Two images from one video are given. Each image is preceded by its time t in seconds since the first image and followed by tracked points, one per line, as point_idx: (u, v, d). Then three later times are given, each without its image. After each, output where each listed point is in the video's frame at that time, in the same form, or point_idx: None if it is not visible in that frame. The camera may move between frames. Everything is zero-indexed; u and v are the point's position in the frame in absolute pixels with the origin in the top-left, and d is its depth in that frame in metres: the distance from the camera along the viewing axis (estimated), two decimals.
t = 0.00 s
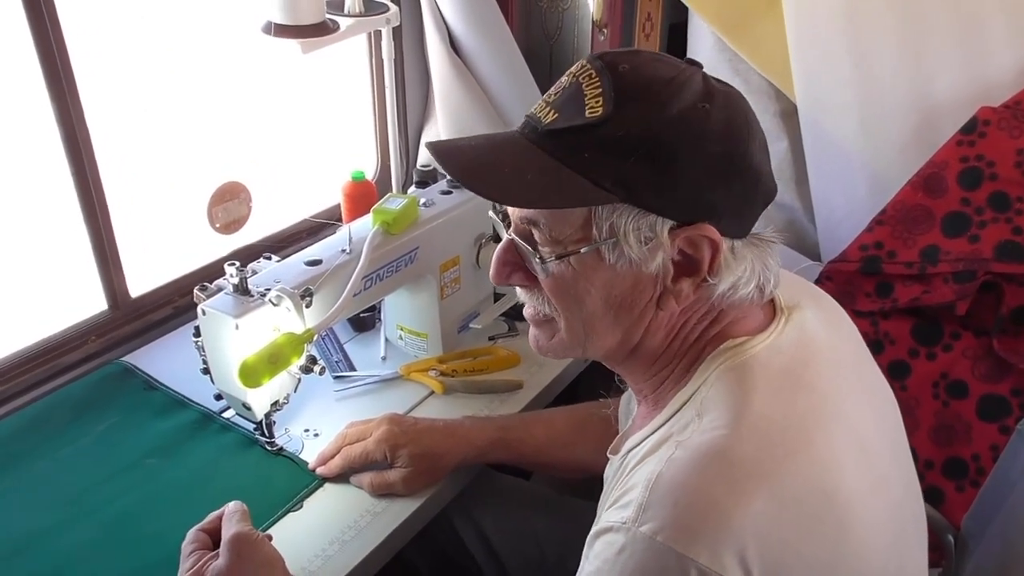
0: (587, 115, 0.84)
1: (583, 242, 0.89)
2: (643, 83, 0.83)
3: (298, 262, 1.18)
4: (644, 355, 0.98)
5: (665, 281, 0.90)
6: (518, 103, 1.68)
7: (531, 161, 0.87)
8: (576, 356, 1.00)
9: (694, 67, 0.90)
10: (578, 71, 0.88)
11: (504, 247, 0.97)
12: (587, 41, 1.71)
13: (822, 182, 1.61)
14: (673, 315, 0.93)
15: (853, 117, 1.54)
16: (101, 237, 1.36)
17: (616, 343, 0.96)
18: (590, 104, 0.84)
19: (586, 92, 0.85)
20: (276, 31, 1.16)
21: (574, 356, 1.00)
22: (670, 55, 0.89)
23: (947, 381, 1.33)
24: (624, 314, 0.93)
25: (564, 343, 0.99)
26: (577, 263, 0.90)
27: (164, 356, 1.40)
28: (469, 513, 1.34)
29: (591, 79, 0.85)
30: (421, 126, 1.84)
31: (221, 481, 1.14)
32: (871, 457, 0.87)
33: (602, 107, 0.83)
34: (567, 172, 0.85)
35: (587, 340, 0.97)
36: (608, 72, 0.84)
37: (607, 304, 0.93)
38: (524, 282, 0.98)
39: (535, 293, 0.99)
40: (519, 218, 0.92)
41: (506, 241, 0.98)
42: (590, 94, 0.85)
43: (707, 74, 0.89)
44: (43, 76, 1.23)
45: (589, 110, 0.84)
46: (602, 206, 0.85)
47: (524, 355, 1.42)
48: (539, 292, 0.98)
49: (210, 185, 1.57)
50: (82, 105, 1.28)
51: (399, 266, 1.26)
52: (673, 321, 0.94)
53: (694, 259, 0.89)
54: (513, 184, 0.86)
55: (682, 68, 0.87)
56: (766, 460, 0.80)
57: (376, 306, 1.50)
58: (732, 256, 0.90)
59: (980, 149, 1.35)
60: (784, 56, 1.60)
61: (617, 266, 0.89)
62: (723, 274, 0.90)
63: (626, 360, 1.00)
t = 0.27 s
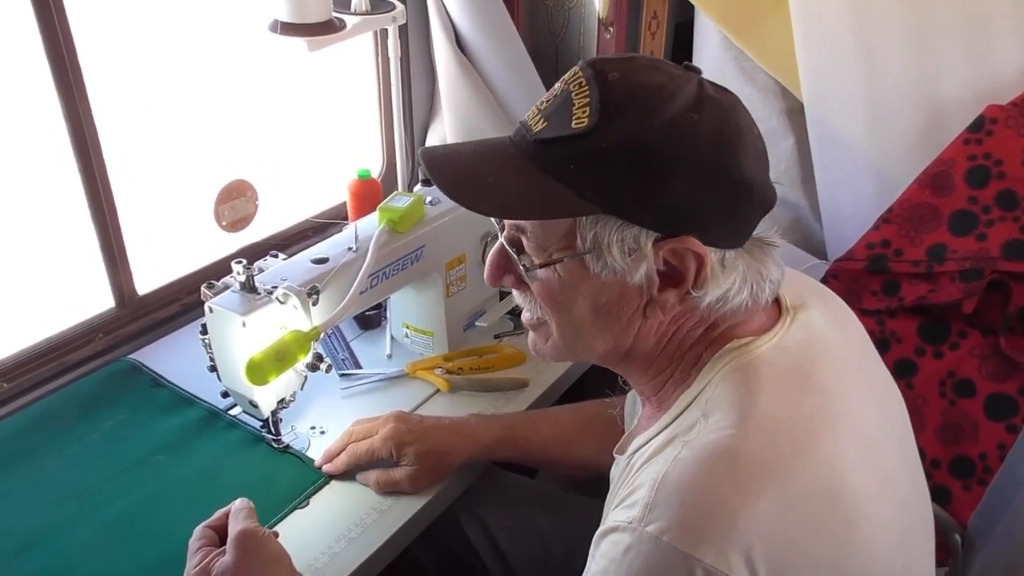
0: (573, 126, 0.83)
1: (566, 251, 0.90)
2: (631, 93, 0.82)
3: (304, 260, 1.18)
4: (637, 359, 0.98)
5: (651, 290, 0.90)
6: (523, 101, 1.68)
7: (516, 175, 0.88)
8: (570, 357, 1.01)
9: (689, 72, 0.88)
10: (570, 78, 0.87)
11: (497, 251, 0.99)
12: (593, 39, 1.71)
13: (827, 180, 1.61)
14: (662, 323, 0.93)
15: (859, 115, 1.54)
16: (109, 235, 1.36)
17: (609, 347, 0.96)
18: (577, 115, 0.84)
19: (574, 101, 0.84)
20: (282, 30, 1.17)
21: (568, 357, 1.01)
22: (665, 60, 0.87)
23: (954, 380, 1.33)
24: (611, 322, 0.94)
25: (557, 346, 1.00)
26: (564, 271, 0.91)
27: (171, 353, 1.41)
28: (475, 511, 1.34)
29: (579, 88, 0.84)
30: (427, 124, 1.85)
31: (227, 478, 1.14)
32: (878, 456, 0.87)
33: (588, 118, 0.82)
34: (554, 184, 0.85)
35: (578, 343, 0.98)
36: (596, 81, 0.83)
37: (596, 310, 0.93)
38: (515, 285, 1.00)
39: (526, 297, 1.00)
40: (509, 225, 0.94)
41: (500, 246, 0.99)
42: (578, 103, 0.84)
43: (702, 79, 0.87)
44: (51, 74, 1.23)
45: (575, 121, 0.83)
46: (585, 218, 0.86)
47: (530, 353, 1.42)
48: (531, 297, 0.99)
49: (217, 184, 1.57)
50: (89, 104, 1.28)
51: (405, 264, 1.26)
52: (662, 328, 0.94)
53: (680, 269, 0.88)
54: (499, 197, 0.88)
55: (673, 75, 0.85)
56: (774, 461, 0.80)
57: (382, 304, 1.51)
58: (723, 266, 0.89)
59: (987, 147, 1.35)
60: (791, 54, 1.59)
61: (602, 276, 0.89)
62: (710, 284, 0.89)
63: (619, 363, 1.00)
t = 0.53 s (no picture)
0: (615, 102, 0.83)
1: (584, 228, 0.91)
2: (679, 80, 0.82)
3: (310, 259, 1.18)
4: (639, 349, 0.99)
5: (661, 280, 0.91)
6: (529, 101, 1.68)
7: (546, 140, 0.88)
8: (573, 334, 1.02)
9: (739, 74, 0.88)
10: (620, 59, 0.88)
11: (517, 217, 1.01)
12: (599, 40, 1.72)
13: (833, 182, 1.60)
14: (670, 314, 0.94)
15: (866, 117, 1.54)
16: (116, 233, 1.37)
17: (613, 333, 0.98)
18: (621, 93, 0.84)
19: (621, 80, 0.85)
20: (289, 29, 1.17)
21: (571, 334, 1.02)
22: (717, 58, 0.87)
23: (959, 382, 1.33)
24: (620, 305, 0.95)
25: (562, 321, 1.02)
26: (579, 247, 0.92)
27: (177, 351, 1.41)
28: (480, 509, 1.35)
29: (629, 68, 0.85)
30: (433, 124, 1.85)
31: (232, 476, 1.15)
32: (881, 455, 0.87)
33: (631, 97, 0.82)
34: (581, 154, 0.85)
35: (583, 322, 0.99)
36: (646, 64, 0.84)
37: (608, 292, 0.94)
38: (528, 254, 1.01)
39: (538, 267, 1.02)
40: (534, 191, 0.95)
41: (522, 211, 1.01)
42: (624, 83, 0.84)
43: (751, 83, 0.88)
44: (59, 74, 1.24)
45: (618, 98, 0.84)
46: (610, 196, 0.87)
47: (534, 353, 1.43)
48: (543, 267, 1.01)
49: (223, 183, 1.58)
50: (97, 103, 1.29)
51: (410, 264, 1.27)
52: (669, 319, 0.94)
53: (692, 263, 0.89)
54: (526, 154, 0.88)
55: (723, 73, 0.85)
56: (776, 460, 0.80)
57: (388, 304, 1.51)
58: (737, 268, 0.89)
59: (994, 149, 1.35)
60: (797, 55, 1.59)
61: (617, 257, 0.91)
62: (726, 280, 0.89)
63: (620, 349, 1.01)
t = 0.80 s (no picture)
0: (622, 98, 0.83)
1: (589, 223, 0.91)
2: (686, 77, 0.82)
3: (312, 259, 1.18)
4: (643, 350, 0.98)
5: (667, 276, 0.90)
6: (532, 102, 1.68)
7: (553, 135, 0.88)
8: (577, 332, 1.02)
9: (746, 72, 0.88)
10: (628, 55, 0.88)
11: (523, 215, 1.01)
12: (603, 41, 1.71)
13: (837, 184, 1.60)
14: (676, 312, 0.93)
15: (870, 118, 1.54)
16: (119, 234, 1.37)
17: (617, 330, 0.97)
18: (628, 88, 0.84)
19: (628, 76, 0.85)
20: (293, 30, 1.17)
21: (576, 332, 1.02)
22: (724, 56, 0.87)
23: (963, 385, 1.32)
24: (625, 302, 0.94)
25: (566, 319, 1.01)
26: (584, 243, 0.92)
27: (180, 351, 1.41)
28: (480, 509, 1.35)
29: (636, 64, 0.85)
30: (436, 125, 1.85)
31: (234, 476, 1.15)
32: (885, 456, 0.87)
33: (638, 93, 0.82)
34: (587, 149, 0.86)
35: (587, 320, 0.99)
36: (654, 60, 0.84)
37: (613, 289, 0.94)
38: (534, 250, 1.01)
39: (542, 264, 1.01)
40: (540, 187, 0.95)
41: (526, 210, 1.01)
42: (632, 78, 0.85)
43: (758, 81, 0.87)
44: (63, 75, 1.24)
45: (625, 94, 0.84)
46: (616, 192, 0.87)
47: (536, 354, 1.43)
48: (548, 265, 1.00)
49: (226, 183, 1.58)
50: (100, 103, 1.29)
51: (412, 265, 1.27)
52: (673, 318, 0.94)
53: (697, 259, 0.89)
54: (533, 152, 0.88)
55: (731, 70, 0.85)
56: (780, 460, 0.80)
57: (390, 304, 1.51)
58: (742, 266, 0.88)
59: (998, 151, 1.35)
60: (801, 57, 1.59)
61: (621, 251, 0.90)
62: (729, 277, 0.88)
63: (624, 349, 1.00)
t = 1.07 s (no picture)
0: (678, 81, 0.79)
1: (654, 206, 0.84)
2: (732, 65, 0.81)
3: (311, 260, 1.18)
4: (677, 343, 0.95)
5: (721, 264, 0.87)
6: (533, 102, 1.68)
7: (618, 115, 0.81)
8: (607, 334, 0.95)
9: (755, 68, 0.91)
10: (657, 45, 0.85)
11: (553, 207, 0.92)
12: (603, 41, 1.71)
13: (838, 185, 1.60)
14: (720, 303, 0.91)
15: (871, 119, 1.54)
16: (119, 234, 1.37)
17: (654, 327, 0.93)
18: (680, 73, 0.80)
19: (674, 61, 0.81)
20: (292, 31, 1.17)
21: (605, 334, 0.96)
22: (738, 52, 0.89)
23: (963, 386, 1.32)
24: (674, 295, 0.90)
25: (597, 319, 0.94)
26: (642, 228, 0.85)
27: (180, 351, 1.41)
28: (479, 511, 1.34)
29: (678, 52, 0.82)
30: (436, 125, 1.85)
31: (234, 477, 1.15)
32: (889, 454, 0.87)
33: (696, 78, 0.79)
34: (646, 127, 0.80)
35: (625, 318, 0.93)
36: (696, 50, 0.82)
37: (661, 280, 0.89)
38: (558, 245, 0.92)
39: (567, 261, 0.93)
40: (586, 169, 0.86)
41: (557, 198, 0.92)
42: (679, 64, 0.81)
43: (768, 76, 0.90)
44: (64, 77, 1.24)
45: (679, 77, 0.80)
46: (688, 172, 0.83)
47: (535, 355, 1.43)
48: (580, 260, 0.93)
49: (226, 184, 1.58)
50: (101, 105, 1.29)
51: (412, 265, 1.26)
52: (716, 311, 0.92)
53: (750, 245, 0.88)
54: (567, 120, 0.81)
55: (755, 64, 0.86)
56: (792, 466, 0.80)
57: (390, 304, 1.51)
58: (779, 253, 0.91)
59: (999, 152, 1.34)
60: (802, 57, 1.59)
61: (684, 242, 0.86)
62: (769, 268, 0.90)
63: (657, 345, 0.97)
